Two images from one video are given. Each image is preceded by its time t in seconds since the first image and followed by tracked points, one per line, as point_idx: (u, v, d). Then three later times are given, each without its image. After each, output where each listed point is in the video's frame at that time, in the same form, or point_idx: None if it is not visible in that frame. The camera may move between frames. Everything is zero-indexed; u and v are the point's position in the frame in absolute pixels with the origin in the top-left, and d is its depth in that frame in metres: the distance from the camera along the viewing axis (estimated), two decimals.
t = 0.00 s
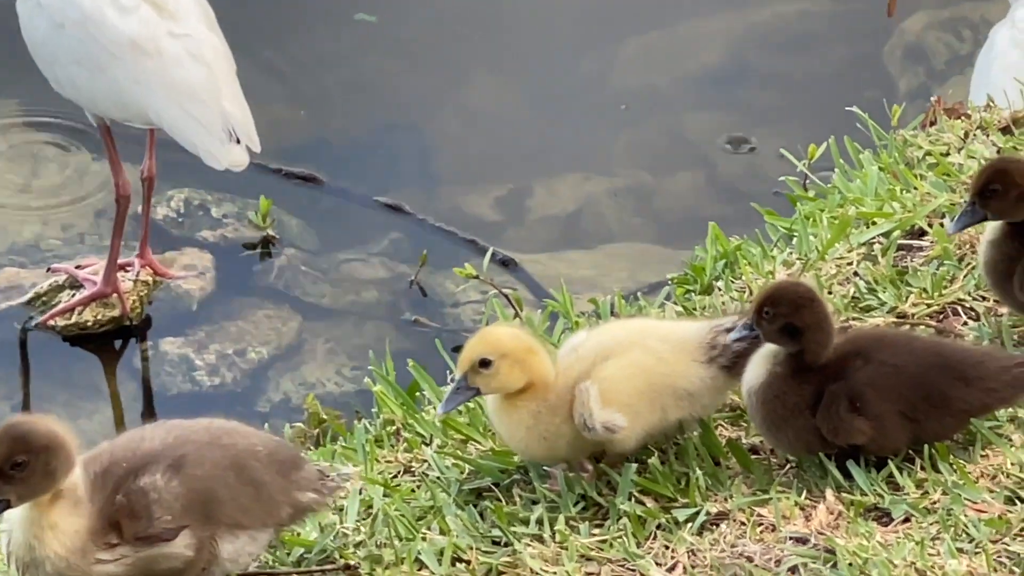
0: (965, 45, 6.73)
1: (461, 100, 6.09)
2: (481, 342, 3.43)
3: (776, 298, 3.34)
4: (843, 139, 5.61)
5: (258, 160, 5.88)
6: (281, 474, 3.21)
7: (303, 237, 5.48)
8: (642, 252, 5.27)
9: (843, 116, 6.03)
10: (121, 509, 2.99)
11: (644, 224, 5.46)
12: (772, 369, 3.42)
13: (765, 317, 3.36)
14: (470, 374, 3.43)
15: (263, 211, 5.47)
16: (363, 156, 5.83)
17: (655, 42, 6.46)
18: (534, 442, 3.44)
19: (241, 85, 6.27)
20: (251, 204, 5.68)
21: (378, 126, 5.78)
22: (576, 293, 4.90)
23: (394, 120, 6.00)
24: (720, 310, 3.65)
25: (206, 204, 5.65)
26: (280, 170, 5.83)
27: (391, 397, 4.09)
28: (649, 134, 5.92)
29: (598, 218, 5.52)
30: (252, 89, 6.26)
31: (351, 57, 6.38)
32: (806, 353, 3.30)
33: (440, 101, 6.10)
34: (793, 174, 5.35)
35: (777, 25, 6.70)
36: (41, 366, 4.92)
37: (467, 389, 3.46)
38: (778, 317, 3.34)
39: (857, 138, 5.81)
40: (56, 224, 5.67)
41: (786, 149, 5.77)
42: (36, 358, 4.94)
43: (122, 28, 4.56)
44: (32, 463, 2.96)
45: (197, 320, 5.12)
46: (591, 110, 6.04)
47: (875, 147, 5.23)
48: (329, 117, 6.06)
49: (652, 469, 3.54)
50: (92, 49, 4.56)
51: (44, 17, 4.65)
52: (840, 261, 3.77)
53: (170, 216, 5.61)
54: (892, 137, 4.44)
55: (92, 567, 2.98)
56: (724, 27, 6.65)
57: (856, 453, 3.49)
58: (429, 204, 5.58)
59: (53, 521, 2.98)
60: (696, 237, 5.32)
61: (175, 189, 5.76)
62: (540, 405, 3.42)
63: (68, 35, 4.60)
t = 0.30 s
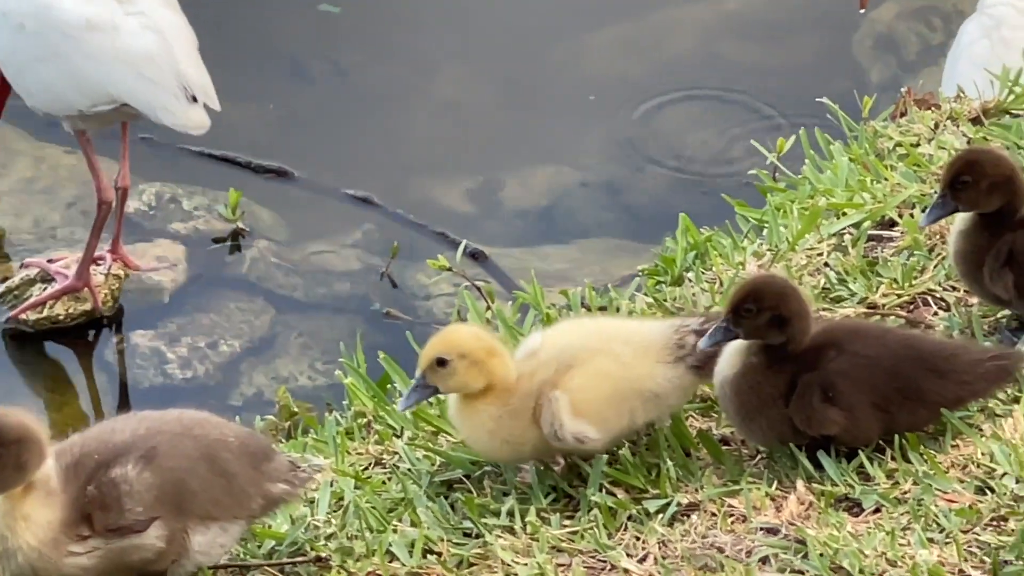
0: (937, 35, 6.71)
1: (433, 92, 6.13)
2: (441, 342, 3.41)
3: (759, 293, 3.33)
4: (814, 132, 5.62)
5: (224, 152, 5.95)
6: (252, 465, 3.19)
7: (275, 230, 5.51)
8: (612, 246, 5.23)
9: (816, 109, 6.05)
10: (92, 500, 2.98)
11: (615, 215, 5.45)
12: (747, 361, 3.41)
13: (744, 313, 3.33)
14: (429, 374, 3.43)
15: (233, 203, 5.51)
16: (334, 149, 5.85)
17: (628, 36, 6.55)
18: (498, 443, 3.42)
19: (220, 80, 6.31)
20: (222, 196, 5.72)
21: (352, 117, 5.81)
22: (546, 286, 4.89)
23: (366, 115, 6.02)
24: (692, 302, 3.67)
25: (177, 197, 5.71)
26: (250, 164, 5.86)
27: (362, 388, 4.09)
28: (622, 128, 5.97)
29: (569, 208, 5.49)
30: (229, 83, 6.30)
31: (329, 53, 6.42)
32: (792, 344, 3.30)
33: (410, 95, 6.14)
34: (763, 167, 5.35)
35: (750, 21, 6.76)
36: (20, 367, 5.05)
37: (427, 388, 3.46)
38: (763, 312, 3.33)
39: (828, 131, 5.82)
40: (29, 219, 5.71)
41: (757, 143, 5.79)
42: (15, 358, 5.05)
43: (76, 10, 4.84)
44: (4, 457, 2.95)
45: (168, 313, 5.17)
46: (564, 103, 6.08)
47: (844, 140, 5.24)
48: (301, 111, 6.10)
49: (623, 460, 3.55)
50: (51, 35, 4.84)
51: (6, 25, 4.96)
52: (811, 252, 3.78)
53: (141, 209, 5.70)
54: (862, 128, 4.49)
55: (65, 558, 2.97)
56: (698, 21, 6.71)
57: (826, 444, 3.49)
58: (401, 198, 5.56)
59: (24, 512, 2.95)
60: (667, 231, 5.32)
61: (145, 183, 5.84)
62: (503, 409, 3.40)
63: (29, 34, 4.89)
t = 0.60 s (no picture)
0: (908, 30, 6.63)
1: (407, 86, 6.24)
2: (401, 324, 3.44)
3: (734, 281, 3.34)
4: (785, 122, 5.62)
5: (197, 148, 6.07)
6: (227, 460, 3.19)
7: (247, 225, 5.60)
8: (585, 238, 5.23)
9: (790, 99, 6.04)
10: (67, 492, 2.92)
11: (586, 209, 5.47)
12: (719, 353, 3.41)
13: (718, 305, 3.34)
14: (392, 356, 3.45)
15: (205, 198, 5.59)
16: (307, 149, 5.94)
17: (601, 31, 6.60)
18: (464, 420, 3.41)
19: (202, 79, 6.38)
20: (195, 191, 5.82)
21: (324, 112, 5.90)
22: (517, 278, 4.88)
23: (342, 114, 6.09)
24: (664, 294, 3.69)
25: (148, 192, 5.82)
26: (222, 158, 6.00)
27: (335, 382, 4.09)
28: (594, 120, 6.00)
29: (540, 202, 5.52)
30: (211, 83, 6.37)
31: (310, 56, 6.50)
32: (769, 331, 3.30)
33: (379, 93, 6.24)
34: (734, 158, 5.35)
35: (726, 14, 6.79)
36: None
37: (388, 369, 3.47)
38: (737, 300, 3.34)
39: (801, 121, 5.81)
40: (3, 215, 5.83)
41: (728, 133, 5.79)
42: None
43: (40, 9, 4.95)
44: None
45: (141, 307, 5.26)
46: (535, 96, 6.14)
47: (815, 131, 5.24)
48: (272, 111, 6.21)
49: (596, 452, 3.55)
50: (20, 37, 4.91)
51: None
52: (783, 244, 3.83)
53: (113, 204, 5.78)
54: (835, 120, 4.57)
55: (40, 551, 2.90)
56: (672, 16, 6.75)
57: (800, 435, 3.49)
58: (371, 194, 5.66)
59: None
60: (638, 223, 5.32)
61: (118, 178, 5.94)
62: (466, 388, 3.41)
63: None
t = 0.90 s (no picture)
0: (881, 17, 6.68)
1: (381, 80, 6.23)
2: (409, 321, 3.39)
3: (710, 274, 3.35)
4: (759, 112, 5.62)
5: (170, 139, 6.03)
6: (201, 451, 3.18)
7: (222, 216, 5.59)
8: (561, 229, 5.22)
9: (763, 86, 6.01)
10: (43, 486, 2.89)
11: (560, 199, 5.46)
12: (697, 345, 3.42)
13: (693, 297, 3.35)
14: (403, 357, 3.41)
15: (179, 189, 5.61)
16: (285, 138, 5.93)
17: (576, 21, 6.60)
18: (474, 411, 3.39)
19: (183, 73, 6.38)
20: (170, 183, 5.82)
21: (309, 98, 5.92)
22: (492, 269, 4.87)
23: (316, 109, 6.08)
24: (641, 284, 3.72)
25: (123, 184, 5.84)
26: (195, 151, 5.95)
27: (311, 373, 4.08)
28: (567, 113, 5.97)
29: (514, 192, 5.51)
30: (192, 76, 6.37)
31: (289, 50, 6.50)
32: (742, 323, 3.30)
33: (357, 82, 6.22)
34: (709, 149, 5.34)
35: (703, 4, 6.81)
36: None
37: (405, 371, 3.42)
38: (715, 291, 3.34)
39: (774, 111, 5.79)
40: None
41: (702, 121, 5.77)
42: None
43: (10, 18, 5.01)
44: None
45: (116, 300, 5.28)
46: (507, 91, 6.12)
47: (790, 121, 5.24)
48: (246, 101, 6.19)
49: (573, 443, 3.55)
50: None
51: None
52: (758, 235, 3.87)
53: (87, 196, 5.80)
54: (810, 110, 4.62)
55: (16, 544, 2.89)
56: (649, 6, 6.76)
57: (777, 426, 3.49)
58: (348, 184, 5.62)
59: None
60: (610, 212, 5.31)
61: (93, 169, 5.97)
62: (466, 381, 3.40)
63: None
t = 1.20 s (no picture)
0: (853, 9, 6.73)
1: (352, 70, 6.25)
2: (386, 317, 3.38)
3: (682, 264, 3.36)
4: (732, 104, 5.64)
5: (140, 132, 6.02)
6: (175, 444, 3.14)
7: (193, 208, 5.60)
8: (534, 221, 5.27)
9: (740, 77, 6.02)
10: (15, 484, 2.88)
11: (533, 193, 5.49)
12: (668, 335, 3.42)
13: (667, 287, 3.36)
14: (382, 352, 3.38)
15: (150, 182, 5.60)
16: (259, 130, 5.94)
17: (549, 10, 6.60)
18: (455, 408, 3.40)
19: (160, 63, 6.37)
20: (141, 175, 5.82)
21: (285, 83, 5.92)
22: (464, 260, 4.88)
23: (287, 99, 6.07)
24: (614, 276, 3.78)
25: (95, 175, 5.82)
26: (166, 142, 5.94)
27: (284, 365, 4.08)
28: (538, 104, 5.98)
29: (488, 184, 5.55)
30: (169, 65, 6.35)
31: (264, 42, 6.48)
32: (718, 314, 3.32)
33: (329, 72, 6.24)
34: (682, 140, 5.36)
35: None
36: None
37: (382, 365, 3.39)
38: (687, 282, 3.35)
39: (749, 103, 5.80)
40: None
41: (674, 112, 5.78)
42: None
43: None
44: None
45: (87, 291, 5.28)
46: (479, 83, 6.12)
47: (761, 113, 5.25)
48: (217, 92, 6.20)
49: (545, 434, 3.55)
50: None
51: None
52: (730, 224, 3.94)
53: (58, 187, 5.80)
54: (782, 100, 4.70)
55: None
56: None
57: (749, 416, 3.49)
58: (318, 176, 5.65)
59: None
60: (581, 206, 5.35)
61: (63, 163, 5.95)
62: (448, 378, 3.40)
63: None
